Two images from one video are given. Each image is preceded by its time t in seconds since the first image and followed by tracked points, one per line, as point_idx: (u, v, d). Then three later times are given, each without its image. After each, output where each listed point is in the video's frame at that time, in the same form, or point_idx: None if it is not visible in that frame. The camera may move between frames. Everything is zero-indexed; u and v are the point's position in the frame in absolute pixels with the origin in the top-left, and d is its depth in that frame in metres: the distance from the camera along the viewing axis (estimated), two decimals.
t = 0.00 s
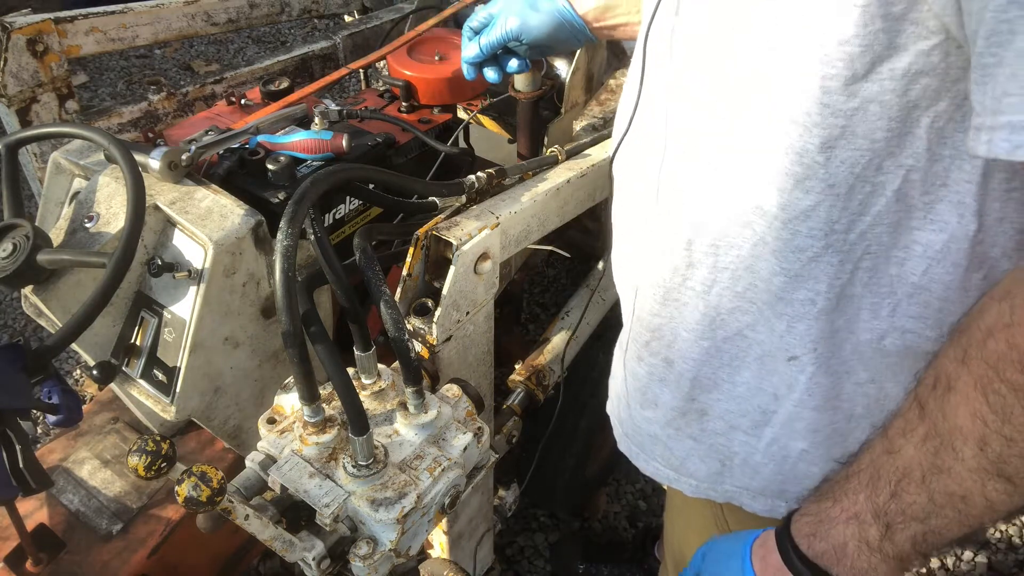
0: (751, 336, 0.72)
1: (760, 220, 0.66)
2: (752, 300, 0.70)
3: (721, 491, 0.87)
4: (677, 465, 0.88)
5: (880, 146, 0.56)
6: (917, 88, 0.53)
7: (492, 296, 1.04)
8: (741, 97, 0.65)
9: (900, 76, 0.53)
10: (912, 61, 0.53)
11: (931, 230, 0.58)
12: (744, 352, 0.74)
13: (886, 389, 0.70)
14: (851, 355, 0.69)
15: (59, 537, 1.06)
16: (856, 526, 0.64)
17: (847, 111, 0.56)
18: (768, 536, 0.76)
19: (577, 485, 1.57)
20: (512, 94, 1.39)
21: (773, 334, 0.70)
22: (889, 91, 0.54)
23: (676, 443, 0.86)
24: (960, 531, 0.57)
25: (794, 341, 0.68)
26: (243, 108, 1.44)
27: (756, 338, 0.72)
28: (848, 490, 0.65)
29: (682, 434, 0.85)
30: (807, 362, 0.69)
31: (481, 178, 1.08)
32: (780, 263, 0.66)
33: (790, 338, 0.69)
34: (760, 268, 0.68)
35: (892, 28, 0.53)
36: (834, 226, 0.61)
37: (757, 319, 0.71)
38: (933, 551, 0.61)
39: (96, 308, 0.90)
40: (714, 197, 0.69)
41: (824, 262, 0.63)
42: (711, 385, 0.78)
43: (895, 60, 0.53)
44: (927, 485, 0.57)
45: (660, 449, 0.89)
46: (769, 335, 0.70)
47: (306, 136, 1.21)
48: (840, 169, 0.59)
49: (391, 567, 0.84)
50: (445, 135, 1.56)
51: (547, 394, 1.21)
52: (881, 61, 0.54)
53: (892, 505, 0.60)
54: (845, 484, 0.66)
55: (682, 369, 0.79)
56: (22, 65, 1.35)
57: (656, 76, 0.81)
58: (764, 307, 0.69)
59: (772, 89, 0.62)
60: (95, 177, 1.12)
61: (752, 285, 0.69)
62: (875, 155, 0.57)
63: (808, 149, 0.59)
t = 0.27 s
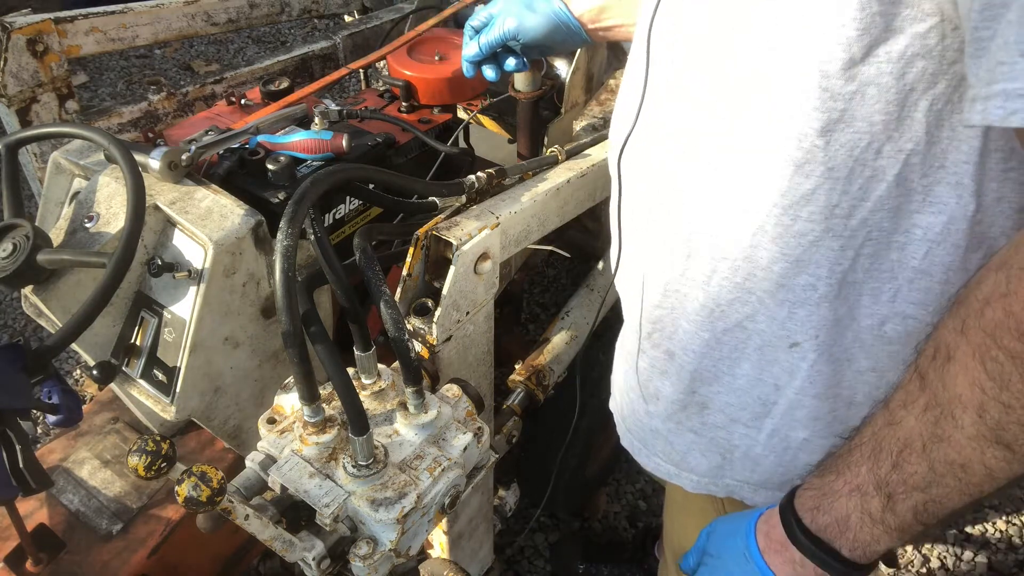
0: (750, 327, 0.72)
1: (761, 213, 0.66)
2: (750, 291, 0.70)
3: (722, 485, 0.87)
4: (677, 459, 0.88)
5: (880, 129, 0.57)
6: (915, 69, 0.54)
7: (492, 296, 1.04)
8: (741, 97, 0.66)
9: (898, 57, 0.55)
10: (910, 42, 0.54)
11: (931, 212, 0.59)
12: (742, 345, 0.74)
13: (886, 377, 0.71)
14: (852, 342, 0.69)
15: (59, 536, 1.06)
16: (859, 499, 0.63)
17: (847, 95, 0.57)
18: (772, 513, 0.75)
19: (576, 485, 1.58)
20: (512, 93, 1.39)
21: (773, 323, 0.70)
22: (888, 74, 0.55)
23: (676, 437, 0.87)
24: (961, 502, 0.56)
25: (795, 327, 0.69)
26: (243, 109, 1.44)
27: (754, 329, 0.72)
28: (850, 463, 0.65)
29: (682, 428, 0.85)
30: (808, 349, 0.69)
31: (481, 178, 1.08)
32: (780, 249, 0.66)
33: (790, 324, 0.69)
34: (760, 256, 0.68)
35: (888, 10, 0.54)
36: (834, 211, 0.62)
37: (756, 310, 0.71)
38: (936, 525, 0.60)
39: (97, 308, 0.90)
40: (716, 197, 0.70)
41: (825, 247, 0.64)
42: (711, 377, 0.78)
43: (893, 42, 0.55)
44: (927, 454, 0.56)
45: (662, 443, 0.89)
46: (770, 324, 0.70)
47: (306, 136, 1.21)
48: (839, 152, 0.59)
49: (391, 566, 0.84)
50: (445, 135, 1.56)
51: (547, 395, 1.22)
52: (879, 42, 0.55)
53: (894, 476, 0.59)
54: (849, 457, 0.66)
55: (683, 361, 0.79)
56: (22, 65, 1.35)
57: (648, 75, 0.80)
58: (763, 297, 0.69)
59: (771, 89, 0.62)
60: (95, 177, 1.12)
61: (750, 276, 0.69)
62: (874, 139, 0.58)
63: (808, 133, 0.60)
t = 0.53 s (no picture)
0: (748, 325, 0.72)
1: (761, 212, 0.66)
2: (749, 290, 0.70)
3: (720, 485, 0.87)
4: (676, 459, 0.88)
5: (880, 125, 0.57)
6: (914, 64, 0.54)
7: (492, 296, 1.04)
8: (741, 97, 0.66)
9: (897, 51, 0.55)
10: (909, 35, 0.54)
11: (930, 208, 0.59)
12: (741, 343, 0.74)
13: (886, 374, 0.71)
14: (852, 338, 0.69)
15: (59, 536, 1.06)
16: (867, 492, 0.63)
17: (846, 89, 0.57)
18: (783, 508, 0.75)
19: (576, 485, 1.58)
20: (512, 93, 1.39)
21: (772, 320, 0.70)
22: (887, 68, 0.55)
23: (676, 436, 0.87)
24: (968, 494, 0.56)
25: (795, 323, 0.69)
26: (243, 109, 1.44)
27: (752, 328, 0.72)
28: (859, 457, 0.65)
29: (681, 427, 0.85)
30: (808, 345, 0.70)
31: (481, 178, 1.08)
32: (778, 244, 0.66)
33: (790, 321, 0.69)
34: (759, 253, 0.68)
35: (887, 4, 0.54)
36: (834, 206, 0.62)
37: (754, 308, 0.71)
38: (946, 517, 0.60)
39: (97, 308, 0.90)
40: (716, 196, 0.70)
41: (825, 242, 0.63)
42: (710, 376, 0.78)
43: (892, 35, 0.55)
44: (934, 447, 0.56)
45: (662, 441, 0.89)
46: (768, 322, 0.71)
47: (306, 136, 1.21)
48: (839, 147, 0.59)
49: (391, 566, 0.84)
50: (445, 135, 1.56)
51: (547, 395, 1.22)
52: (878, 36, 0.55)
53: (902, 469, 0.59)
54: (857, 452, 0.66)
55: (682, 359, 0.80)
56: (22, 64, 1.35)
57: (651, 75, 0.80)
58: (762, 294, 0.69)
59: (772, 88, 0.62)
60: (95, 177, 1.12)
61: (749, 274, 0.69)
62: (874, 134, 0.58)
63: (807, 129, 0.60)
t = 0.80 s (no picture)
0: (748, 329, 0.72)
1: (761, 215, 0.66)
2: (749, 295, 0.70)
3: (720, 487, 0.87)
4: (676, 461, 0.88)
5: (883, 133, 0.57)
6: (918, 74, 0.54)
7: (492, 295, 1.04)
8: (742, 95, 0.66)
9: (901, 61, 0.54)
10: (913, 46, 0.54)
11: (932, 216, 0.59)
12: (741, 346, 0.74)
13: (885, 380, 0.71)
14: (851, 344, 0.69)
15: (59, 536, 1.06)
16: (859, 500, 0.63)
17: (849, 98, 0.57)
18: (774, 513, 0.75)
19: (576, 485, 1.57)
20: (512, 94, 1.40)
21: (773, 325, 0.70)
22: (890, 77, 0.55)
23: (675, 438, 0.86)
24: (961, 504, 0.56)
25: (795, 329, 0.69)
26: (243, 109, 1.44)
27: (753, 332, 0.72)
28: (851, 464, 0.65)
29: (680, 429, 0.85)
30: (807, 351, 0.70)
31: (481, 178, 1.08)
32: (780, 251, 0.66)
33: (790, 326, 0.69)
34: (759, 259, 0.68)
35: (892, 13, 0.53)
36: (835, 214, 0.62)
37: (755, 313, 0.71)
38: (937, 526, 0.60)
39: (97, 308, 0.90)
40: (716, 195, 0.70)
41: (825, 250, 0.64)
42: (710, 378, 0.78)
43: (896, 45, 0.54)
44: (928, 456, 0.56)
45: (660, 444, 0.89)
46: (768, 327, 0.71)
47: (306, 136, 1.21)
48: (841, 155, 0.59)
49: (391, 566, 0.84)
50: (444, 135, 1.56)
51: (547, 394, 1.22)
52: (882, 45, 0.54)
53: (894, 477, 0.59)
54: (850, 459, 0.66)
55: (682, 362, 0.79)
56: (22, 65, 1.35)
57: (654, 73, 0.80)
58: (763, 299, 0.69)
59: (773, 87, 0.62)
60: (95, 177, 1.11)
61: (750, 279, 0.69)
62: (877, 143, 0.58)
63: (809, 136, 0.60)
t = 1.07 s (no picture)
0: (750, 335, 0.72)
1: (763, 217, 0.66)
2: (750, 300, 0.70)
3: (720, 489, 0.87)
4: (676, 462, 0.88)
5: (888, 146, 0.57)
6: (925, 88, 0.54)
7: (492, 295, 1.04)
8: (748, 91, 0.65)
9: (909, 75, 0.54)
10: (920, 61, 0.53)
11: (936, 229, 0.59)
12: (743, 351, 0.74)
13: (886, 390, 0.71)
14: (852, 355, 0.69)
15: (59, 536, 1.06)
16: (862, 514, 0.64)
17: (855, 110, 0.57)
18: (776, 524, 0.75)
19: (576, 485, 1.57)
20: (512, 94, 1.40)
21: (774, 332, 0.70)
22: (897, 92, 0.55)
23: (675, 440, 0.86)
24: (964, 521, 0.56)
25: (796, 340, 0.69)
26: (243, 109, 1.44)
27: (755, 338, 0.72)
28: (853, 479, 0.65)
29: (680, 431, 0.85)
30: (809, 361, 0.70)
31: (481, 178, 1.08)
32: (784, 263, 0.66)
33: (792, 335, 0.69)
34: (761, 266, 0.68)
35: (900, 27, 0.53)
36: (839, 226, 0.62)
37: (757, 319, 0.71)
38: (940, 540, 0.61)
39: (97, 308, 0.90)
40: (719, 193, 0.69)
41: (828, 262, 0.64)
42: (711, 381, 0.78)
43: (904, 60, 0.54)
44: (931, 474, 0.56)
45: (661, 447, 0.89)
46: (770, 334, 0.71)
47: (306, 136, 1.21)
48: (846, 168, 0.59)
49: (391, 566, 0.84)
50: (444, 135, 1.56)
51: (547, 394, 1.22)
52: (890, 59, 0.54)
53: (898, 493, 0.60)
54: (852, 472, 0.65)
55: (683, 366, 0.79)
56: (22, 64, 1.35)
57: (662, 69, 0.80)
58: (765, 307, 0.69)
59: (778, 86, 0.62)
60: (95, 177, 1.11)
61: (753, 285, 0.70)
62: (881, 156, 0.58)
63: (814, 148, 0.60)
